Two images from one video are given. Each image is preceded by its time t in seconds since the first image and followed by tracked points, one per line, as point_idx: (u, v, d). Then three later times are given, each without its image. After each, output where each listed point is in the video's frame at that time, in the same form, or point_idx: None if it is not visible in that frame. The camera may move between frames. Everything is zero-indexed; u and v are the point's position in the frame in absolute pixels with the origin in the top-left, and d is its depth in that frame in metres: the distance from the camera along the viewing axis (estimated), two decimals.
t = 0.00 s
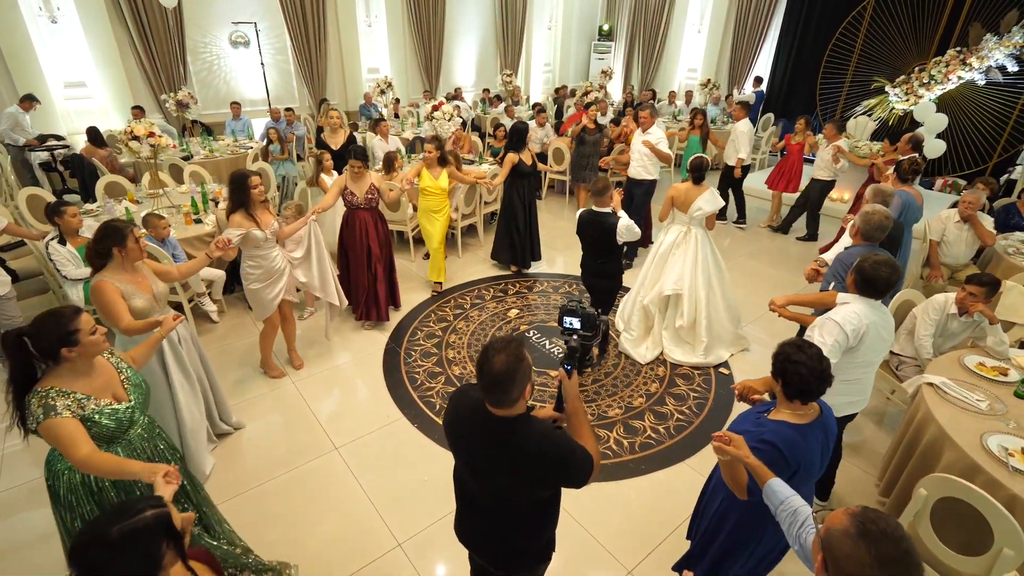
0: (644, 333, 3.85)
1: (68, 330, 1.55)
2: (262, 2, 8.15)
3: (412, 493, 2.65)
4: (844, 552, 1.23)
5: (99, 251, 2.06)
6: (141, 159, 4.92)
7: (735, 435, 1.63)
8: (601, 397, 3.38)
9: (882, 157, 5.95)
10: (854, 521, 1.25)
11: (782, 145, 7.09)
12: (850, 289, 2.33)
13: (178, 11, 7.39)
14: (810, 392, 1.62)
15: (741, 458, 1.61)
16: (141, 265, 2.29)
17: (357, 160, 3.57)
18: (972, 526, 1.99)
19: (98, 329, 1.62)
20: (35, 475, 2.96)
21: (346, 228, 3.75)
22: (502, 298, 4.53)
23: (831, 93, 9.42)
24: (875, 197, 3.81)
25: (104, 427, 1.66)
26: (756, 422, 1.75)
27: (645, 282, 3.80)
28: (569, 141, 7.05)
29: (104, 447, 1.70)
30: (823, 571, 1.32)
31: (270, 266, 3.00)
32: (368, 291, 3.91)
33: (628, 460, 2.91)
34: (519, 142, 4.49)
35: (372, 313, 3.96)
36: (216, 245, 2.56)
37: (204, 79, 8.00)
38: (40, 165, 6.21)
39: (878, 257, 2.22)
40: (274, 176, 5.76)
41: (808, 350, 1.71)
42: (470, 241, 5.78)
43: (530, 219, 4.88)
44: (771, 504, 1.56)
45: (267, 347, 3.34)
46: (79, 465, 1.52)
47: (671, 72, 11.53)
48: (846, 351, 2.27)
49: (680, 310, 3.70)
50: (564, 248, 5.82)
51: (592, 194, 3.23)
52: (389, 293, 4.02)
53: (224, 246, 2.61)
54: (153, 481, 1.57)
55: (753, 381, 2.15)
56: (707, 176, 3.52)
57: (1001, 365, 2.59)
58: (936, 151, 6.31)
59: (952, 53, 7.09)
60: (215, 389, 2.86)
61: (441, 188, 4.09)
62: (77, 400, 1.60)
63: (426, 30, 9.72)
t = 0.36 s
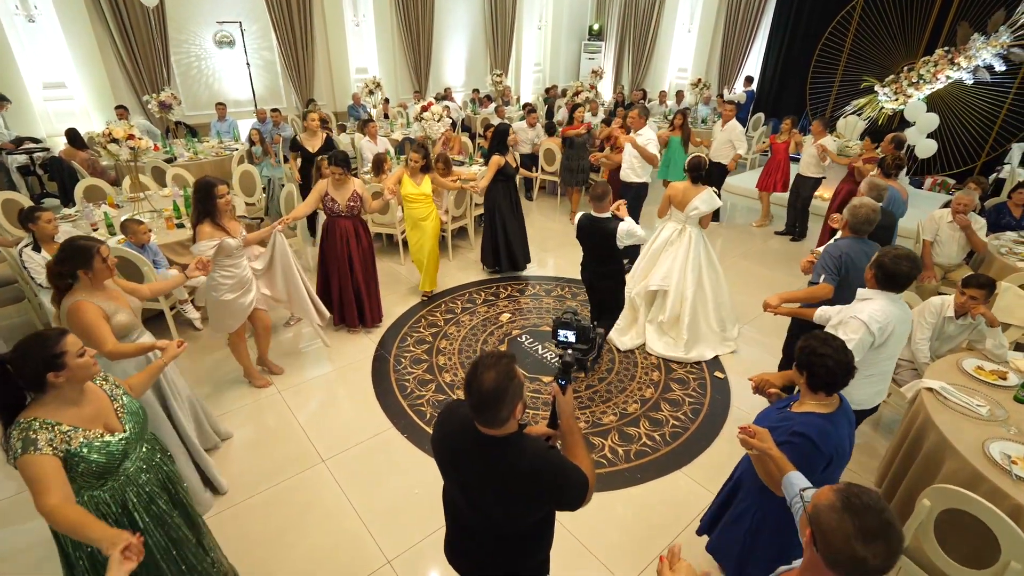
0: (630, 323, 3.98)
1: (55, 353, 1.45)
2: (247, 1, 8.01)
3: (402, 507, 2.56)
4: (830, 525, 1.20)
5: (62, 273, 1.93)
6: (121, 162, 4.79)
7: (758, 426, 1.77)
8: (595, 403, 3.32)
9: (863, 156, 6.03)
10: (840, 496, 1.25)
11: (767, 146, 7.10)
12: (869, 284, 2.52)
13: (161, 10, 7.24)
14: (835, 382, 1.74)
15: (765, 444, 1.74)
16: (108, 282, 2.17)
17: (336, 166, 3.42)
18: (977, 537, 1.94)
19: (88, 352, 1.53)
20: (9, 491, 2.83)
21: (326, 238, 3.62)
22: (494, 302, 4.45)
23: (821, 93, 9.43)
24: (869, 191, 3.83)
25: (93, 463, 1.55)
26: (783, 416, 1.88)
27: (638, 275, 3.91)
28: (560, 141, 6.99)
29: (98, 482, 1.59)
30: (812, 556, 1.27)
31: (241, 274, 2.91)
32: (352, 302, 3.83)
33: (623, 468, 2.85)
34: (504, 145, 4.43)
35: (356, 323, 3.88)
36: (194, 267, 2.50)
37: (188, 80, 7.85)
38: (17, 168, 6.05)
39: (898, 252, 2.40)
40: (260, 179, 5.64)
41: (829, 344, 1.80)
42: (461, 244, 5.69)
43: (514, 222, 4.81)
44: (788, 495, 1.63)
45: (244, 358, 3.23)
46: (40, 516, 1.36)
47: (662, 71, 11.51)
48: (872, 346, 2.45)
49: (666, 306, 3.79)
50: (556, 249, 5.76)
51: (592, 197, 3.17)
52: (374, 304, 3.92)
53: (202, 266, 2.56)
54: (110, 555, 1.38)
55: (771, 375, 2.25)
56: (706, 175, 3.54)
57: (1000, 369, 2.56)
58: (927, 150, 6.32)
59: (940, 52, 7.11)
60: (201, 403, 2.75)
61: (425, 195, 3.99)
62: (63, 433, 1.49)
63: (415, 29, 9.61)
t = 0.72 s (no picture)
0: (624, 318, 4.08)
1: (29, 396, 1.35)
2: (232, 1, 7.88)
3: (393, 525, 2.48)
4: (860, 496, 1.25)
5: (22, 293, 1.84)
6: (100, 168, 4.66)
7: (783, 424, 1.76)
8: (589, 412, 3.25)
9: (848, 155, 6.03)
10: (868, 471, 1.30)
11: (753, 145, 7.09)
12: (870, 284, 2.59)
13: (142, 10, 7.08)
14: (871, 401, 1.74)
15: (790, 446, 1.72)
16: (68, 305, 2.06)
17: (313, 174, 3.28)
18: (982, 551, 1.89)
19: (66, 392, 1.44)
20: None
21: (304, 248, 3.48)
22: (485, 308, 4.38)
23: (810, 93, 9.46)
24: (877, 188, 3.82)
25: (68, 513, 1.46)
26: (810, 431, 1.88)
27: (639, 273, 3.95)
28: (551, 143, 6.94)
29: (75, 534, 1.51)
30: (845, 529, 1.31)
31: (207, 286, 2.81)
32: (333, 313, 3.71)
33: (619, 480, 2.78)
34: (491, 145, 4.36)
35: (338, 334, 3.77)
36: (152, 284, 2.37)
37: (172, 81, 7.69)
38: None
39: (899, 253, 2.44)
40: (245, 183, 5.52)
41: (866, 363, 1.80)
42: (451, 248, 5.62)
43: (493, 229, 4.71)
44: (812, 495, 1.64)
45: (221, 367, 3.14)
46: None
47: (652, 72, 11.49)
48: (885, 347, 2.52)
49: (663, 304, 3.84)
50: (548, 253, 5.69)
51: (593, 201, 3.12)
52: (358, 314, 3.80)
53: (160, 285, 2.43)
54: None
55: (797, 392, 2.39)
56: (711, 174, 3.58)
57: (997, 374, 2.54)
58: (918, 151, 6.35)
59: (928, 53, 7.14)
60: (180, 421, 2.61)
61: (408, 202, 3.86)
62: (32, 485, 1.39)
63: (403, 30, 9.51)
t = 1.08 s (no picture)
0: (629, 320, 4.07)
1: None
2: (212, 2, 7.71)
3: (381, 547, 2.39)
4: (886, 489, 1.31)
5: None
6: (74, 175, 4.51)
7: (812, 438, 1.74)
8: (582, 422, 3.19)
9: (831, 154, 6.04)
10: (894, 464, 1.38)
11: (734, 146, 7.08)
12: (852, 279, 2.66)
13: (119, 11, 6.90)
14: (894, 410, 1.80)
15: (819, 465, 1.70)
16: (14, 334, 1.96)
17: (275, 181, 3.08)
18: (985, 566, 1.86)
19: (35, 453, 1.38)
20: None
21: (267, 263, 3.30)
22: (474, 316, 4.30)
23: (796, 94, 9.51)
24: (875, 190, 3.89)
25: None
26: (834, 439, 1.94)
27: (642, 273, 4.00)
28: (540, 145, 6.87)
29: None
30: (872, 520, 1.39)
31: (166, 303, 2.70)
32: (302, 329, 3.52)
33: (614, 493, 2.73)
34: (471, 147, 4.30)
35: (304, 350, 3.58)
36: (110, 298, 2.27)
37: (150, 84, 7.51)
38: None
39: (879, 255, 2.53)
40: (227, 189, 5.39)
41: (889, 369, 1.84)
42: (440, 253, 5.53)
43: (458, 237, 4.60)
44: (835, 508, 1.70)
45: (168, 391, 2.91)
46: None
47: (639, 72, 11.49)
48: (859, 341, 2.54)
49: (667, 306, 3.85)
50: (538, 256, 5.63)
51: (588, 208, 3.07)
52: (330, 330, 3.61)
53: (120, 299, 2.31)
54: None
55: (807, 410, 2.47)
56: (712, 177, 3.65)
57: (993, 382, 2.53)
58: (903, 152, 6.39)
59: (911, 54, 7.19)
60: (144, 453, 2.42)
61: (386, 212, 3.76)
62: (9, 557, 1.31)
63: (389, 31, 9.39)
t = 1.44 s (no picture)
0: (630, 327, 4.05)
1: None
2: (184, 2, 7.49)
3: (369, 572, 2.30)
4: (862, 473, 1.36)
5: None
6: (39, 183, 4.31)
7: (796, 437, 1.85)
8: (574, 432, 3.13)
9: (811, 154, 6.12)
10: (874, 460, 1.40)
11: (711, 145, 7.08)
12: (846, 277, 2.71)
13: (87, 12, 6.66)
14: (908, 405, 1.81)
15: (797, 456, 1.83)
16: None
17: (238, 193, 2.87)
18: None
19: (15, 504, 1.28)
20: None
21: (230, 280, 3.12)
22: (461, 324, 4.21)
23: (776, 94, 9.58)
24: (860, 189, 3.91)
25: None
26: (838, 426, 1.96)
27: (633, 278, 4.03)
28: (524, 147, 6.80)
29: None
30: (853, 513, 1.39)
31: (108, 336, 2.48)
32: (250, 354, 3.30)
33: (608, 507, 2.66)
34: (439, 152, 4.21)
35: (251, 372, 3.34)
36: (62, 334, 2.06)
37: (121, 87, 7.27)
38: None
39: (875, 252, 2.58)
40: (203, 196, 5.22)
41: (904, 366, 1.85)
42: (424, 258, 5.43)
43: (433, 251, 4.50)
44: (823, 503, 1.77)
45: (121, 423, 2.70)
46: None
47: (621, 73, 11.48)
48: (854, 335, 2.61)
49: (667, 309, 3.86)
50: (524, 260, 5.56)
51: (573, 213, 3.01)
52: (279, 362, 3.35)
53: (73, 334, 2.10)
54: None
55: (803, 389, 2.48)
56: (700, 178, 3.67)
57: (984, 387, 2.52)
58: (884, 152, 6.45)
59: (889, 54, 7.27)
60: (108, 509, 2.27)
61: (364, 225, 3.59)
62: None
63: (369, 32, 9.24)
